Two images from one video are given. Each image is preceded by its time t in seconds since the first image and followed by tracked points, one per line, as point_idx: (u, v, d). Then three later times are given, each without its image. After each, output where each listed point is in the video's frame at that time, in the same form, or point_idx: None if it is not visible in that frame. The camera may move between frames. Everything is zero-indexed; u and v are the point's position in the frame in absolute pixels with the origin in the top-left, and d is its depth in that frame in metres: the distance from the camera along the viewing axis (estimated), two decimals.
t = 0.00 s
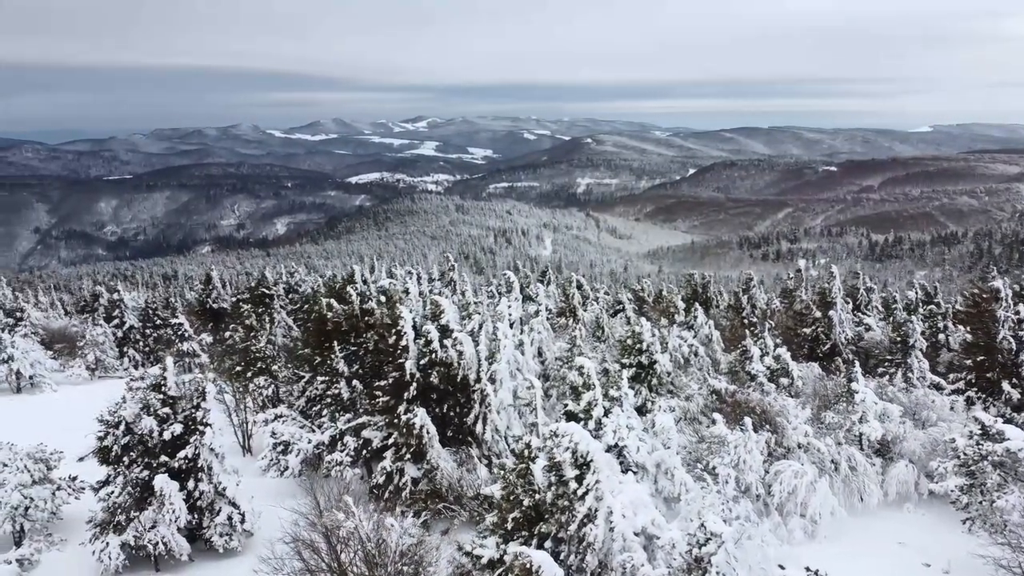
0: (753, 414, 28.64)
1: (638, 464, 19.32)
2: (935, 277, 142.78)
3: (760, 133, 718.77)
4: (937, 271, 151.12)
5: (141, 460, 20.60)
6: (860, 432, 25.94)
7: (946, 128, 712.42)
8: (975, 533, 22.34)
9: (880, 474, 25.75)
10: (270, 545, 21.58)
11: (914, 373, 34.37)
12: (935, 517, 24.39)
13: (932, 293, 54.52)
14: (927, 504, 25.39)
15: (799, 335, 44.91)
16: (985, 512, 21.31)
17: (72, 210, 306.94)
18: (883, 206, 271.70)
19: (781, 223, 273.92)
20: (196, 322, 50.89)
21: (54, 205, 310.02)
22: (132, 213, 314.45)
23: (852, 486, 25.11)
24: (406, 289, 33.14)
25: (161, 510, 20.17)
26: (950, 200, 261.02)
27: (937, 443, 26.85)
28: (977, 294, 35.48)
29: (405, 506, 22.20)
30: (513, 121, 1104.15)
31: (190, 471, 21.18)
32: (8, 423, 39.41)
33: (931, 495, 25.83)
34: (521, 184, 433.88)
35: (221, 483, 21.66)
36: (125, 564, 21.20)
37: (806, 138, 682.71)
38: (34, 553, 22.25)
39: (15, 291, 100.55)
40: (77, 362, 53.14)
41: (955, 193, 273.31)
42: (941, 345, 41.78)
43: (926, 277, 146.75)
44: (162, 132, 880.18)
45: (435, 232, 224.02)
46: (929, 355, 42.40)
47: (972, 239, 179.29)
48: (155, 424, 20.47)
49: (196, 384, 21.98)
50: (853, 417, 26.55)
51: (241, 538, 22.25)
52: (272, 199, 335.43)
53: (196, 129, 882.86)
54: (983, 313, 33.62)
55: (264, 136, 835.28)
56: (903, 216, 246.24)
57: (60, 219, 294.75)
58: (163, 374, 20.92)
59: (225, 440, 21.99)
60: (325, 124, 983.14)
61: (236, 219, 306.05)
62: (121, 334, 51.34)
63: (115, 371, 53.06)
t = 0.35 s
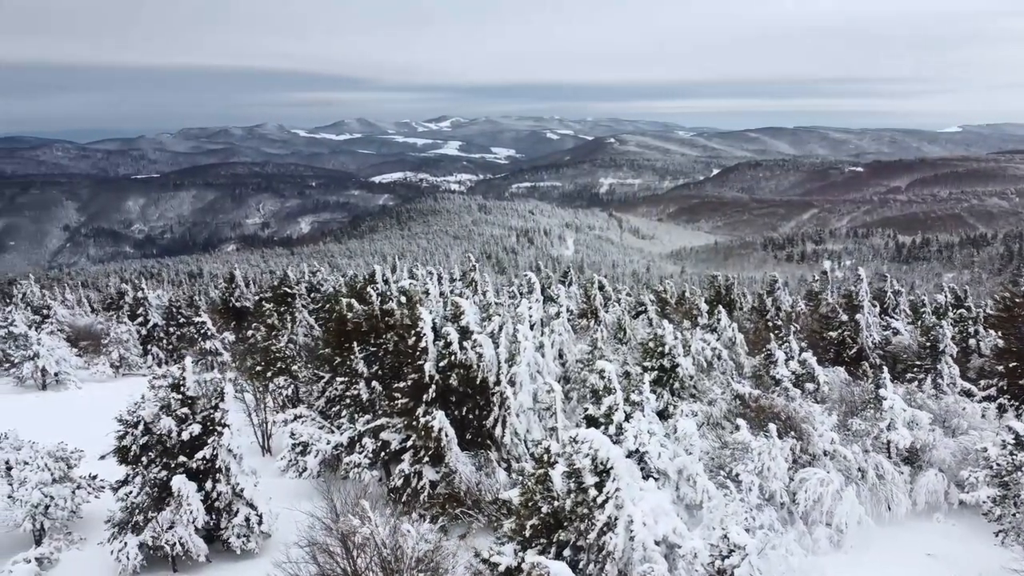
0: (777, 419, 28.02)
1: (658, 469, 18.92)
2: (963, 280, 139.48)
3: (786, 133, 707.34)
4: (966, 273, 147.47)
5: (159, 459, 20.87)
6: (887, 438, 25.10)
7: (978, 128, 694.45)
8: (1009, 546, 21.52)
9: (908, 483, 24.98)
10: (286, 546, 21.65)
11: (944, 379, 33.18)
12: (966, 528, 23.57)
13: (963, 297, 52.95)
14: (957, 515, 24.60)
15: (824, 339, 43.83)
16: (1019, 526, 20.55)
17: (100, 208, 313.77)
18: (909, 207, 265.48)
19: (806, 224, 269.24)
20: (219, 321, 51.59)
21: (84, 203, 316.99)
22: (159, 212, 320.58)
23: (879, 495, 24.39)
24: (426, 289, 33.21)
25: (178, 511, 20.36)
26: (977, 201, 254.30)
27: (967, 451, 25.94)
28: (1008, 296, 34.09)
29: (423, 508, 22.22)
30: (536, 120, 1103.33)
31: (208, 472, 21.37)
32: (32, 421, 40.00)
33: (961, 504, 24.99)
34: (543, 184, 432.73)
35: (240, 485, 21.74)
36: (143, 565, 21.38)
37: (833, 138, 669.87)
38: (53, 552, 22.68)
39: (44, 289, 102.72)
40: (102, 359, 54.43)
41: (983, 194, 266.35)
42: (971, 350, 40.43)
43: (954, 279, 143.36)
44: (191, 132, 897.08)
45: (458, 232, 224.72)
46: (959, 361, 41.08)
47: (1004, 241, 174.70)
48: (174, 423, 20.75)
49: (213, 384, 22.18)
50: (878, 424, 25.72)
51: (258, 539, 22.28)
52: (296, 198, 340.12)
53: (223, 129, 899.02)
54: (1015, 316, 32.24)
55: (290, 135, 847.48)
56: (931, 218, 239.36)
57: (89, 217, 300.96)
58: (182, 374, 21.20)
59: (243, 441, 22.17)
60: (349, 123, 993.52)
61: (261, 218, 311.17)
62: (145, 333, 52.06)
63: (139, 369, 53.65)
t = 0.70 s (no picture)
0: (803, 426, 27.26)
1: (680, 477, 18.34)
2: (994, 283, 135.63)
3: (812, 133, 695.04)
4: (997, 276, 143.40)
5: (177, 460, 20.91)
6: (918, 447, 24.22)
7: (1013, 127, 674.49)
8: None
9: (937, 493, 24.28)
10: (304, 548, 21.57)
11: (976, 386, 31.98)
12: (999, 540, 22.65)
13: (996, 299, 51.40)
14: (990, 526, 23.59)
15: (851, 342, 42.72)
16: None
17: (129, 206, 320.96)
18: (938, 208, 258.77)
19: (832, 225, 264.00)
20: (243, 320, 52.25)
21: (114, 201, 323.97)
22: (186, 210, 326.41)
23: (908, 505, 23.58)
24: (446, 291, 33.14)
25: (196, 512, 20.31)
26: (1010, 202, 246.80)
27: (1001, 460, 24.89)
28: None
29: (441, 513, 22.09)
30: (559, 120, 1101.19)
31: (226, 473, 21.36)
32: (56, 419, 40.20)
33: (995, 516, 23.93)
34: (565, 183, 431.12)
35: (257, 486, 21.67)
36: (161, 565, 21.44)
37: (862, 138, 656.21)
38: (71, 552, 22.78)
39: (71, 288, 104.80)
40: (126, 356, 53.27)
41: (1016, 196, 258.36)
42: (1005, 355, 38.87)
43: (985, 282, 139.55)
44: (218, 130, 913.17)
45: (480, 232, 225.21)
46: (993, 367, 39.73)
47: None
48: (192, 425, 20.82)
49: (230, 386, 22.12)
50: (909, 432, 24.79)
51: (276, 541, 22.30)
52: (321, 197, 344.62)
53: (250, 129, 914.54)
54: None
55: (315, 134, 858.88)
56: (959, 220, 232.87)
57: (118, 215, 307.26)
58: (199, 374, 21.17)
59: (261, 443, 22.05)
60: (373, 123, 1002.70)
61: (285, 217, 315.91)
62: (168, 331, 52.50)
63: (162, 366, 54.00)
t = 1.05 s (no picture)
0: (829, 433, 26.62)
1: (703, 485, 17.90)
2: None
3: (838, 133, 681.73)
4: None
5: (195, 462, 21.02)
6: (948, 457, 23.35)
7: None
8: None
9: (969, 504, 23.44)
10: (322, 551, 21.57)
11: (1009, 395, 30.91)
12: None
13: None
14: None
15: (878, 346, 41.75)
16: None
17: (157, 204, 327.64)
18: (967, 209, 252.06)
19: (857, 226, 258.52)
20: (265, 319, 52.88)
21: (143, 200, 330.94)
22: (212, 209, 332.29)
23: (938, 516, 22.84)
24: (465, 292, 33.06)
25: (213, 513, 20.21)
26: None
27: None
28: None
29: (459, 517, 21.96)
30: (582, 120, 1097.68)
31: (243, 474, 21.35)
32: (79, 418, 40.39)
33: None
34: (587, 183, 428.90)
35: (274, 489, 21.64)
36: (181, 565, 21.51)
37: (890, 137, 641.77)
38: (90, 551, 22.83)
39: (98, 285, 107.16)
40: (149, 354, 53.44)
41: None
42: None
43: (1015, 285, 135.76)
44: (245, 130, 928.86)
45: (502, 231, 225.30)
46: None
47: None
48: (210, 425, 20.89)
49: (249, 388, 22.13)
50: (939, 440, 23.92)
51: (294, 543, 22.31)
52: (345, 196, 348.58)
53: (275, 129, 928.38)
54: None
55: (339, 134, 868.76)
56: (988, 221, 226.16)
57: (146, 213, 313.80)
58: (219, 375, 21.23)
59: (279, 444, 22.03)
60: (397, 122, 1010.49)
61: (309, 216, 320.18)
62: (191, 329, 53.14)
63: (185, 365, 54.30)
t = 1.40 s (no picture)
0: (856, 441, 25.93)
1: (725, 493, 17.46)
2: None
3: (865, 133, 668.64)
4: None
5: (212, 463, 21.03)
6: (980, 467, 22.46)
7: None
8: None
9: (1000, 515, 22.49)
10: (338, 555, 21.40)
11: None
12: None
13: None
14: None
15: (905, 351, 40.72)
16: None
17: (185, 202, 334.11)
18: (998, 211, 245.11)
19: (884, 227, 252.66)
20: (288, 318, 53.52)
21: (171, 197, 337.79)
22: (237, 207, 337.74)
23: (967, 528, 22.07)
24: (484, 294, 32.95)
25: (230, 514, 20.12)
26: None
27: None
28: None
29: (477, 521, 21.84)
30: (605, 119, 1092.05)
31: (261, 476, 21.37)
32: (103, 416, 40.65)
33: None
34: (610, 183, 426.19)
35: (291, 491, 21.55)
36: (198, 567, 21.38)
37: (920, 137, 627.30)
38: (108, 552, 22.57)
39: (125, 283, 109.33)
40: (172, 353, 53.86)
41: None
42: None
43: None
44: (271, 130, 942.66)
45: (524, 230, 224.94)
46: None
47: None
48: (228, 426, 20.86)
49: (267, 389, 22.11)
50: (969, 450, 23.05)
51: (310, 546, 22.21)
52: (368, 195, 352.08)
53: (301, 128, 941.02)
54: None
55: (363, 133, 877.75)
56: (1019, 224, 219.62)
57: (173, 212, 320.03)
58: (236, 376, 21.19)
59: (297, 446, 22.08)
60: (420, 122, 1016.78)
61: (333, 215, 323.89)
62: (215, 328, 53.77)
63: (207, 364, 54.70)
